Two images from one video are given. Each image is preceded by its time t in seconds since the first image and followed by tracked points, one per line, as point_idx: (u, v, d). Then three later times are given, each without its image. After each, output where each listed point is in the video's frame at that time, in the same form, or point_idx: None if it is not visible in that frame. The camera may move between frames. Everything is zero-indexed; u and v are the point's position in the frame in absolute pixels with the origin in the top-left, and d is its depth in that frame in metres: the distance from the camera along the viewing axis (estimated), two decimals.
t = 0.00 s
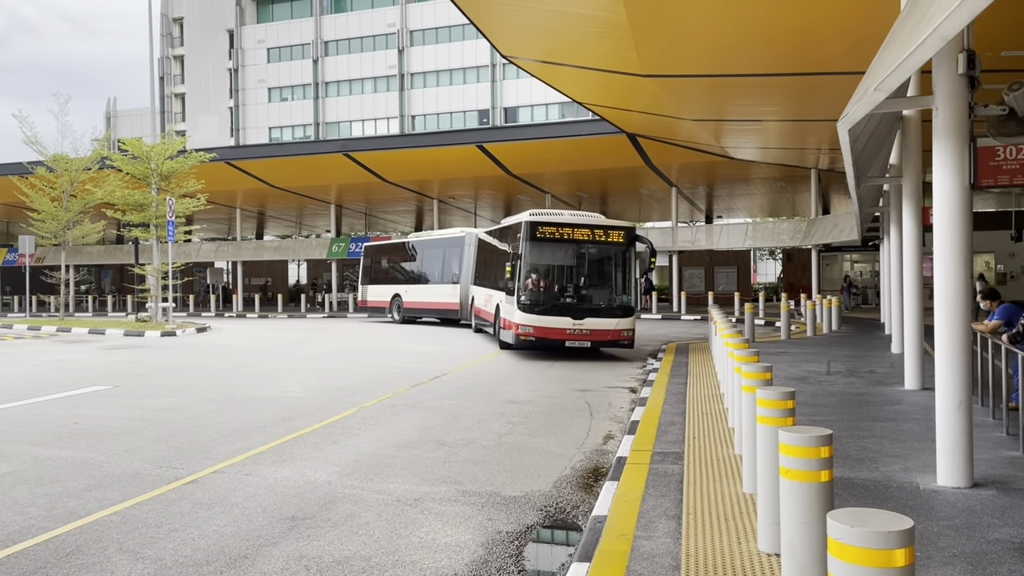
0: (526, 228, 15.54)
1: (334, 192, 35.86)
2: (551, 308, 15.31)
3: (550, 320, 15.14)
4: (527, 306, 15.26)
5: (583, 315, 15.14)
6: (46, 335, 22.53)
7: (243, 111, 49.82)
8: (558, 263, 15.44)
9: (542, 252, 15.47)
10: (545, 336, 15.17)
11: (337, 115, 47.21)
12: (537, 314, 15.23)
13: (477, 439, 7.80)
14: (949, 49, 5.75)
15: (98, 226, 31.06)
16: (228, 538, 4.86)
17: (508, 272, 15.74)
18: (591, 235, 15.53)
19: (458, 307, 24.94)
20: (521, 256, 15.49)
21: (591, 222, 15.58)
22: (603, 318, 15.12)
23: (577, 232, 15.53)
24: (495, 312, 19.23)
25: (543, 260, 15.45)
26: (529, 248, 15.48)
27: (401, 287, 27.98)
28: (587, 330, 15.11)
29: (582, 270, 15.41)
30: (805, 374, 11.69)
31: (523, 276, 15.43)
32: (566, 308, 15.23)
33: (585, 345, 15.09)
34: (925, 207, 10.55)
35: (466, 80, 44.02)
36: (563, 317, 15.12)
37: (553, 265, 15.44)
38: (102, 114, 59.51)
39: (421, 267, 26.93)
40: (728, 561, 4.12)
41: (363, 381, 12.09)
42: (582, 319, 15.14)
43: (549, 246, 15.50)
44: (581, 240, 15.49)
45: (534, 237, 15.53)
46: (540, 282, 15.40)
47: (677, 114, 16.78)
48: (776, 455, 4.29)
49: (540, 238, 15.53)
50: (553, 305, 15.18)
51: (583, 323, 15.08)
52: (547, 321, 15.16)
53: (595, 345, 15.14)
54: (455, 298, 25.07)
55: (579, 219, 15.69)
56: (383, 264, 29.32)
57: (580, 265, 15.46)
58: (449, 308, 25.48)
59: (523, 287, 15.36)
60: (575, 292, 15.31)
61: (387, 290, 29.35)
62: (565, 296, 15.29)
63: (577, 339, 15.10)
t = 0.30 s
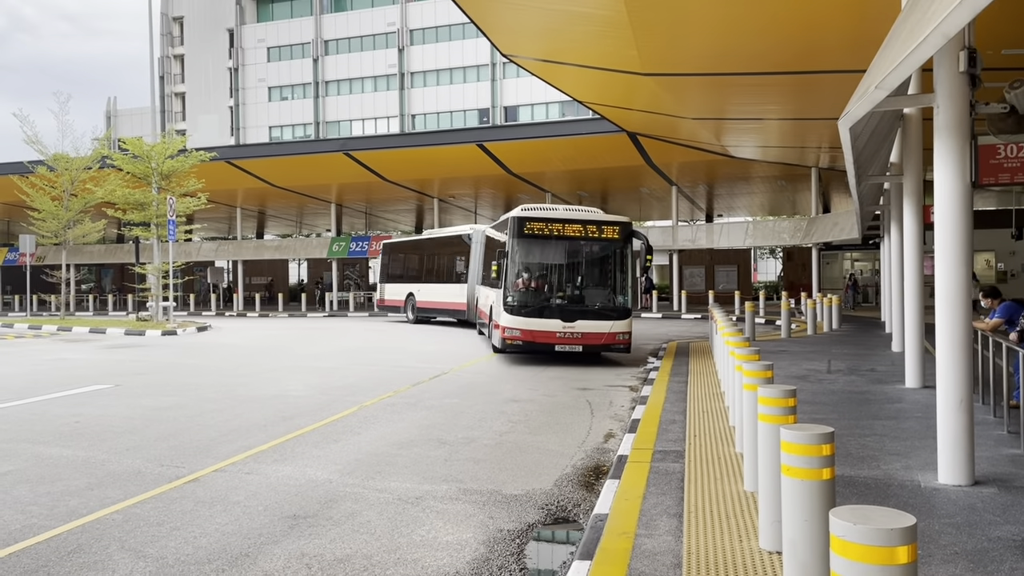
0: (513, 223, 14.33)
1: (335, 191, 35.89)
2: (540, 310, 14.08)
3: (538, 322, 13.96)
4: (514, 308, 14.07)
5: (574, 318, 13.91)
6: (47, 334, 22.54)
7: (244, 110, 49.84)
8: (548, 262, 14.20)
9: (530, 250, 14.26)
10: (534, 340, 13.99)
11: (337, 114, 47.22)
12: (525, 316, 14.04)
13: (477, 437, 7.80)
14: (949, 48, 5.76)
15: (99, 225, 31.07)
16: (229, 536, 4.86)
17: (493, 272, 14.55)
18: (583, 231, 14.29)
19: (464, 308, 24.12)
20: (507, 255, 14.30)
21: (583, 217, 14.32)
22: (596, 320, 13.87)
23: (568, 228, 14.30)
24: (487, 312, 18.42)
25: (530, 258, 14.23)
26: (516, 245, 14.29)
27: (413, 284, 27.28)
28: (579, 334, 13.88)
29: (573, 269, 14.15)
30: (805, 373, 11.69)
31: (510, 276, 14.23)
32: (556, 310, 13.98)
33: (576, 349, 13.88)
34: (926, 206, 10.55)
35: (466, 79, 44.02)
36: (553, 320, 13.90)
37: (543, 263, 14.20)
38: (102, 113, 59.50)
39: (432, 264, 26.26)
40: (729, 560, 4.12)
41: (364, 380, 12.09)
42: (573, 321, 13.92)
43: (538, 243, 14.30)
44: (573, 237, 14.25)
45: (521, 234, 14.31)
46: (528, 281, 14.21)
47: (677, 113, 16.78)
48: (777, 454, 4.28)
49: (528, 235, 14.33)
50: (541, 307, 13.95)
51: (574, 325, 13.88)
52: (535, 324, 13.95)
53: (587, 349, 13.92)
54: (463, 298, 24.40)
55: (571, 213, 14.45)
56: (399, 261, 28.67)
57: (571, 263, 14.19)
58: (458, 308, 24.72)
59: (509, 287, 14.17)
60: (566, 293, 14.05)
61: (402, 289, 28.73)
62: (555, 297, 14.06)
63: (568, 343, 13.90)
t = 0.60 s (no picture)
0: (499, 217, 13.47)
1: (335, 189, 35.88)
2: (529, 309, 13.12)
3: (526, 322, 13.00)
4: (500, 307, 13.14)
5: (565, 317, 12.96)
6: (47, 332, 22.54)
7: (243, 107, 49.79)
8: (537, 258, 13.29)
9: (518, 245, 13.37)
10: (521, 341, 13.05)
11: (337, 112, 47.20)
12: (512, 315, 13.09)
13: (479, 434, 7.80)
14: (950, 42, 5.75)
15: (99, 223, 31.06)
16: (231, 533, 4.87)
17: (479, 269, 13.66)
18: (575, 224, 13.38)
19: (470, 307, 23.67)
20: (493, 250, 13.41)
21: (573, 209, 13.42)
22: (588, 320, 12.93)
23: (558, 221, 13.39)
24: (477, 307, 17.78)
25: (518, 254, 13.34)
26: (503, 240, 13.41)
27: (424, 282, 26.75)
28: (570, 335, 12.93)
29: (564, 265, 13.22)
30: (806, 368, 11.70)
31: (496, 273, 13.31)
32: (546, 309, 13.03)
33: (568, 351, 12.93)
34: (926, 202, 10.55)
35: (466, 76, 44.01)
36: (542, 319, 12.95)
37: (531, 259, 13.29)
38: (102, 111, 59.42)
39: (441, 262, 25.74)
40: (730, 554, 4.13)
41: (365, 377, 12.09)
42: (563, 321, 12.96)
43: (526, 237, 13.41)
44: (563, 230, 13.35)
45: (509, 227, 13.44)
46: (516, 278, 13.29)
47: (678, 109, 16.77)
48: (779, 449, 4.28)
49: (515, 229, 13.45)
50: (529, 305, 13.01)
51: (565, 326, 12.93)
52: (522, 324, 13.01)
53: (579, 351, 12.96)
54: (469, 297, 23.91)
55: (560, 206, 13.55)
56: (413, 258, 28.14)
57: (561, 259, 13.26)
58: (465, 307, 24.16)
59: (495, 285, 13.26)
60: (556, 291, 13.10)
61: (416, 286, 28.06)
62: (545, 295, 13.12)
63: (559, 344, 12.95)
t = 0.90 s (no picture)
0: (483, 208, 12.74)
1: (335, 185, 35.87)
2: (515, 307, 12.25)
3: (512, 321, 12.16)
4: (484, 304, 12.30)
5: (554, 316, 12.09)
6: (48, 329, 22.56)
7: (243, 103, 49.77)
8: (524, 250, 12.53)
9: (504, 238, 12.64)
10: (507, 341, 12.20)
11: (337, 107, 47.19)
12: (497, 314, 12.24)
13: (479, 429, 7.80)
14: (949, 33, 5.72)
15: (99, 220, 31.07)
16: (231, 527, 4.87)
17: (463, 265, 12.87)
18: (565, 214, 12.62)
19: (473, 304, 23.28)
20: (479, 245, 12.64)
21: (562, 199, 12.69)
22: (579, 318, 12.04)
23: (546, 211, 12.64)
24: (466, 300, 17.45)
25: (504, 247, 12.59)
26: (488, 232, 12.66)
27: (435, 278, 26.37)
28: (559, 335, 12.05)
29: (552, 258, 12.44)
30: (807, 363, 11.70)
31: (481, 268, 12.54)
32: (535, 307, 12.20)
33: (557, 352, 12.04)
34: (926, 195, 10.54)
35: (466, 71, 43.98)
36: (529, 317, 12.11)
37: (517, 252, 12.53)
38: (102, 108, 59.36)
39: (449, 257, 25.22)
40: (731, 547, 4.13)
41: (366, 372, 12.09)
42: (551, 320, 12.08)
43: (512, 229, 12.66)
44: (551, 221, 12.60)
45: (494, 219, 12.69)
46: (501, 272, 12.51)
47: (678, 104, 16.73)
48: (778, 442, 4.29)
49: (501, 221, 12.70)
50: (516, 302, 12.19)
51: (554, 325, 12.04)
52: (508, 323, 12.17)
53: (570, 352, 12.06)
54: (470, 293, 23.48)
55: (549, 196, 12.81)
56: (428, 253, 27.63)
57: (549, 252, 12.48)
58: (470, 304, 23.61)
59: (479, 281, 12.46)
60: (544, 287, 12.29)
61: (429, 282, 27.59)
62: (532, 291, 12.31)
63: (548, 346, 12.07)
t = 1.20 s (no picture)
0: (466, 199, 11.26)
1: (337, 182, 35.89)
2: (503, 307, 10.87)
3: (498, 323, 10.80)
4: (467, 306, 10.92)
5: (544, 317, 10.76)
6: (50, 327, 22.60)
7: (245, 101, 49.77)
8: (512, 246, 11.10)
9: (489, 231, 11.18)
10: (492, 345, 10.82)
11: (339, 104, 47.20)
12: (481, 315, 10.86)
13: (480, 425, 7.80)
14: (950, 28, 5.71)
15: (101, 218, 31.12)
16: (232, 525, 4.88)
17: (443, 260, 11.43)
18: (556, 207, 11.18)
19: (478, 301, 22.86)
20: (462, 238, 11.18)
21: (554, 189, 11.25)
22: (572, 319, 10.72)
23: (537, 202, 11.19)
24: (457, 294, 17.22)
25: (490, 242, 11.14)
26: (472, 226, 11.20)
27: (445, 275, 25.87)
28: (550, 338, 10.72)
29: (544, 255, 11.04)
30: (809, 358, 11.69)
31: (464, 265, 11.10)
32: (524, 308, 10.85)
33: (548, 357, 10.71)
34: (928, 190, 10.52)
35: (467, 68, 43.93)
36: (517, 318, 10.77)
37: (505, 248, 11.09)
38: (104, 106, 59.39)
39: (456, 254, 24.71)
40: (731, 543, 4.13)
41: (368, 369, 12.10)
42: (542, 321, 10.74)
43: (500, 222, 11.19)
44: (542, 213, 11.15)
45: (478, 212, 11.22)
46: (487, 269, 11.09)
47: (680, 99, 16.71)
48: (777, 438, 4.29)
49: (486, 213, 11.23)
50: (503, 302, 10.82)
51: (545, 327, 10.72)
52: (493, 324, 10.80)
53: (561, 357, 10.73)
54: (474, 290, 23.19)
55: (538, 184, 11.35)
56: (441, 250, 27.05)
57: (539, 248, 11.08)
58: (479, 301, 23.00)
59: (463, 280, 11.05)
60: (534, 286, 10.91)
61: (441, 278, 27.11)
62: (522, 291, 10.93)
63: (538, 349, 10.73)
